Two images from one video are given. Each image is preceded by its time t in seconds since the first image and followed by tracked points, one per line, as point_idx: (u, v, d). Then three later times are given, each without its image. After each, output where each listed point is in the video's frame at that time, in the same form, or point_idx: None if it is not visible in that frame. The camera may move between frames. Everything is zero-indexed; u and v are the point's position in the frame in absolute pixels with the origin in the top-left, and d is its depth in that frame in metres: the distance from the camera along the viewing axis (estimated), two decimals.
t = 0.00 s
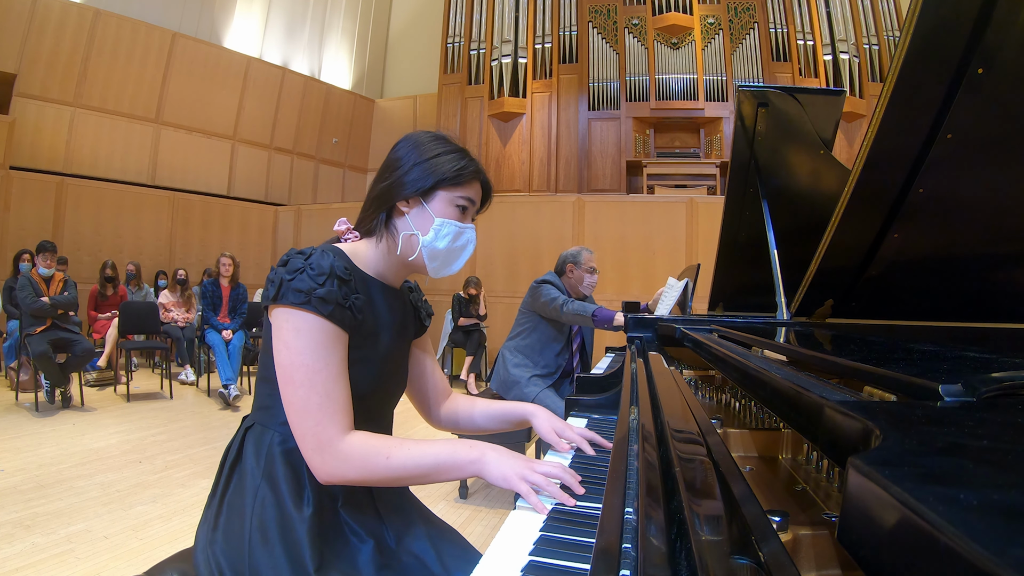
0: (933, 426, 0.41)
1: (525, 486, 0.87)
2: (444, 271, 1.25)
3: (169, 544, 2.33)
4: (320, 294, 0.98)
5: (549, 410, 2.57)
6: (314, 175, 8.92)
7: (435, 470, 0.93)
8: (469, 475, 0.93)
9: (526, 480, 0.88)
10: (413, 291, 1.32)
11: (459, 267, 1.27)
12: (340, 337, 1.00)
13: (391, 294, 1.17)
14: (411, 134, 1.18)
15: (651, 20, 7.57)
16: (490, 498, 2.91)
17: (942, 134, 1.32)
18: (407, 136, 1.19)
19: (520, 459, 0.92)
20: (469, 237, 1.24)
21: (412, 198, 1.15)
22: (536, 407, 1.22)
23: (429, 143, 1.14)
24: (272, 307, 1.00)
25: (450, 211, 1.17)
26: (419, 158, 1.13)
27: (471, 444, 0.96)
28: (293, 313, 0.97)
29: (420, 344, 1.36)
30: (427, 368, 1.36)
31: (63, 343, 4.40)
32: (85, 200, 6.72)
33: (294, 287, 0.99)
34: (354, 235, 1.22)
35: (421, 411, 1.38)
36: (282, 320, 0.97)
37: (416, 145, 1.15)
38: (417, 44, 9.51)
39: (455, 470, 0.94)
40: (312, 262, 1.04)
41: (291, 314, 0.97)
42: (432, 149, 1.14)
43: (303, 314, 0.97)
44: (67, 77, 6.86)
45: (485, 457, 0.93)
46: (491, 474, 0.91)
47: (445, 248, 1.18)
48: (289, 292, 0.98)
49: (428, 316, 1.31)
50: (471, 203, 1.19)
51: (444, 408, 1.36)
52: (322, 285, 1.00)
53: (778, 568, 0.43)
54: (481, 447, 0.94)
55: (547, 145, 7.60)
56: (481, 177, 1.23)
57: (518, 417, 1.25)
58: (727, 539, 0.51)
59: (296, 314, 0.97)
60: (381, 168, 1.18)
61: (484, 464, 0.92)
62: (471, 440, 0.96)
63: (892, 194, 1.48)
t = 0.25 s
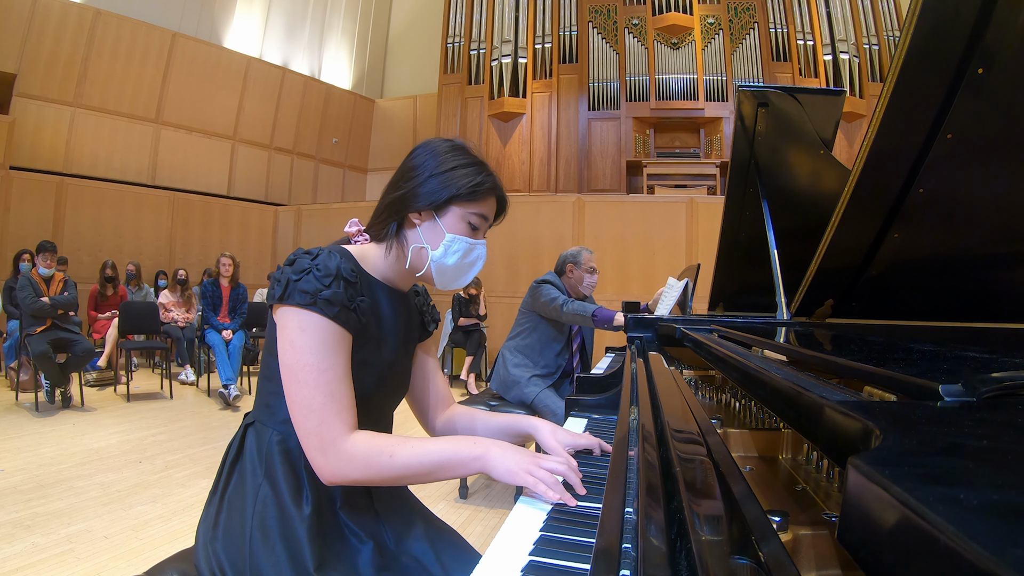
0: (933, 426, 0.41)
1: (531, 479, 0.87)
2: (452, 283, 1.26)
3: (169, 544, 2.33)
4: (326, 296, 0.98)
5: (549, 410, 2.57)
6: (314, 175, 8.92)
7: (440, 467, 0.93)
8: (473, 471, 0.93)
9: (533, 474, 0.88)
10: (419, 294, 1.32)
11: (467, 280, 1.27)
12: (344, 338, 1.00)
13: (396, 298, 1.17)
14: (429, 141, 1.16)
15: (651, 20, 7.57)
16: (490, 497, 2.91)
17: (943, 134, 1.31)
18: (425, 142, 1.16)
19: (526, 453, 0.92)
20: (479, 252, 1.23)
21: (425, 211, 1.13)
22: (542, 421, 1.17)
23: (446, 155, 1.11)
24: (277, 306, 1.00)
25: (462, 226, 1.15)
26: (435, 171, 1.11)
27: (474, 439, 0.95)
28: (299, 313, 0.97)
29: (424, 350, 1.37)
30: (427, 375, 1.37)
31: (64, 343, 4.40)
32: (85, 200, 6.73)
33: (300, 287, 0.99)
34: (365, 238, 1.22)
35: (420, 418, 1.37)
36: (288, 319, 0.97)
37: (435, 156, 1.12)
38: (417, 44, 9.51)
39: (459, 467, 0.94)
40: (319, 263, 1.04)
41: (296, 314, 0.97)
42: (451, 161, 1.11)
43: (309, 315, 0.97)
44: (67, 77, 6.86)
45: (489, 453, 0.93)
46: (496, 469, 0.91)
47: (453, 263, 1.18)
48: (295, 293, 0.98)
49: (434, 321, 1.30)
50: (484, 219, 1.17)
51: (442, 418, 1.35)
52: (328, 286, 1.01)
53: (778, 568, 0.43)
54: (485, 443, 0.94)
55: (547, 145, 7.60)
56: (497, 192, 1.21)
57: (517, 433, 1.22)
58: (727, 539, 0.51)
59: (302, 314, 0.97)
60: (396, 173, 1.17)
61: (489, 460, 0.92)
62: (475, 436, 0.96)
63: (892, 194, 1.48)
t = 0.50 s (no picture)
0: (934, 426, 0.41)
1: (526, 493, 0.87)
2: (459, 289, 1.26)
3: (169, 544, 2.33)
4: (328, 301, 0.98)
5: (548, 410, 2.58)
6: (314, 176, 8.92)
7: (435, 479, 0.93)
8: (469, 486, 0.93)
9: (528, 486, 0.89)
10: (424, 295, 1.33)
11: (474, 287, 1.27)
12: (345, 345, 1.00)
13: (401, 303, 1.17)
14: (441, 145, 1.14)
15: (651, 20, 7.56)
16: (490, 498, 2.91)
17: (942, 134, 1.32)
18: (437, 146, 1.14)
19: (522, 467, 0.93)
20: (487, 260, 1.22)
21: (434, 220, 1.13)
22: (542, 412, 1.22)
23: (458, 162, 1.10)
24: (280, 310, 1.00)
25: (471, 236, 1.15)
26: (446, 179, 1.09)
27: (472, 453, 0.95)
28: (301, 318, 0.97)
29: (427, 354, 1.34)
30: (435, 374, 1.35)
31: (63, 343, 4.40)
32: (85, 200, 6.73)
33: (303, 292, 0.99)
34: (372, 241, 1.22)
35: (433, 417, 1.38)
36: (290, 324, 0.98)
37: (447, 163, 1.10)
38: (417, 44, 9.51)
39: (455, 479, 0.94)
40: (323, 267, 1.04)
41: (298, 319, 0.97)
42: (462, 170, 1.10)
43: (311, 321, 0.97)
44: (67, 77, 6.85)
45: (485, 466, 0.93)
46: (492, 484, 0.91)
47: (460, 273, 1.19)
48: (297, 297, 0.98)
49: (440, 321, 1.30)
50: (494, 230, 1.16)
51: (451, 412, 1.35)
52: (331, 291, 1.01)
53: (778, 568, 0.43)
54: (482, 457, 0.94)
55: (547, 145, 7.60)
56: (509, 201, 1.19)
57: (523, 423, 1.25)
58: (727, 539, 0.51)
59: (304, 319, 0.97)
60: (407, 177, 1.15)
61: (484, 475, 0.92)
62: (470, 450, 0.96)
63: (892, 194, 1.48)
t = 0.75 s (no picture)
0: (935, 427, 0.41)
1: (533, 482, 0.86)
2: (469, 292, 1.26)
3: (169, 544, 2.33)
4: (337, 303, 0.98)
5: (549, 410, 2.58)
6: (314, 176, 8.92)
7: (444, 472, 0.92)
8: (478, 473, 0.92)
9: (536, 474, 0.87)
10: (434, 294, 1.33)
11: (484, 289, 1.26)
12: (353, 346, 1.00)
13: (412, 304, 1.17)
14: (447, 147, 1.12)
15: (651, 20, 7.56)
16: (490, 497, 2.91)
17: (943, 135, 1.32)
18: (443, 148, 1.13)
19: (530, 454, 0.91)
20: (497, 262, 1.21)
21: (441, 224, 1.12)
22: (542, 408, 1.21)
23: (463, 165, 1.08)
24: (289, 311, 1.01)
25: (479, 240, 1.14)
26: (453, 182, 1.08)
27: (480, 442, 0.94)
28: (310, 320, 0.97)
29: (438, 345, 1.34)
30: (444, 367, 1.37)
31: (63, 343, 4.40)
32: (85, 200, 6.73)
33: (312, 293, 0.99)
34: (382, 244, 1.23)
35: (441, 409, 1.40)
36: (299, 326, 0.98)
37: (454, 165, 1.09)
38: (418, 44, 9.51)
39: (464, 470, 0.92)
40: (332, 269, 1.05)
41: (307, 321, 0.97)
42: (470, 172, 1.08)
43: (319, 322, 0.97)
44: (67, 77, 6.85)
45: (493, 454, 0.92)
46: (501, 470, 0.90)
47: (469, 277, 1.19)
48: (307, 299, 0.99)
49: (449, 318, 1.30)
50: (503, 232, 1.15)
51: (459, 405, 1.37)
52: (341, 293, 1.01)
53: (778, 568, 0.43)
54: (490, 445, 0.93)
55: (547, 145, 7.60)
56: (519, 201, 1.17)
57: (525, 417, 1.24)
58: (727, 539, 0.51)
59: (312, 321, 0.97)
60: (413, 180, 1.15)
61: (493, 462, 0.91)
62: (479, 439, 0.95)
63: (892, 194, 1.48)
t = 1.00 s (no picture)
0: (934, 426, 0.41)
1: (561, 484, 0.85)
2: (475, 291, 1.26)
3: (169, 544, 2.33)
4: (352, 306, 0.98)
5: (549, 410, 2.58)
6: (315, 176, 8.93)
7: (474, 472, 0.92)
8: (508, 476, 0.91)
9: (564, 477, 0.86)
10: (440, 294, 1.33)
11: (489, 288, 1.26)
12: (372, 347, 1.00)
13: (419, 304, 1.17)
14: (447, 146, 1.11)
15: (651, 20, 7.56)
16: (490, 497, 2.91)
17: (943, 134, 1.32)
18: (442, 147, 1.12)
19: (558, 457, 0.91)
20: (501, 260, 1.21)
21: (443, 224, 1.12)
22: (544, 411, 1.20)
23: (462, 165, 1.07)
24: (301, 315, 1.00)
25: (483, 239, 1.14)
26: (453, 182, 1.08)
27: (508, 446, 0.93)
28: (326, 324, 0.97)
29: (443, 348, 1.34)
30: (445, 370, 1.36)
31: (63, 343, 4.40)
32: (85, 200, 6.74)
33: (325, 297, 0.99)
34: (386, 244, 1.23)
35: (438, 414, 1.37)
36: (313, 330, 0.97)
37: (454, 164, 1.08)
38: (417, 44, 9.51)
39: (494, 471, 0.92)
40: (342, 272, 1.04)
41: (323, 324, 0.96)
42: (469, 171, 1.07)
43: (336, 326, 0.97)
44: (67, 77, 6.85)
45: (522, 458, 0.91)
46: (528, 474, 0.89)
47: (472, 277, 1.18)
48: (320, 303, 0.98)
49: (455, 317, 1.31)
50: (506, 230, 1.14)
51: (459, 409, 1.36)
52: (354, 296, 1.01)
53: (778, 568, 0.43)
54: (519, 448, 0.92)
55: (547, 145, 7.60)
56: (522, 197, 1.16)
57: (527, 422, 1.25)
58: (727, 539, 0.50)
59: (328, 325, 0.97)
60: (414, 180, 1.15)
61: (522, 465, 0.90)
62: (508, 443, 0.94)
63: (892, 194, 1.48)
